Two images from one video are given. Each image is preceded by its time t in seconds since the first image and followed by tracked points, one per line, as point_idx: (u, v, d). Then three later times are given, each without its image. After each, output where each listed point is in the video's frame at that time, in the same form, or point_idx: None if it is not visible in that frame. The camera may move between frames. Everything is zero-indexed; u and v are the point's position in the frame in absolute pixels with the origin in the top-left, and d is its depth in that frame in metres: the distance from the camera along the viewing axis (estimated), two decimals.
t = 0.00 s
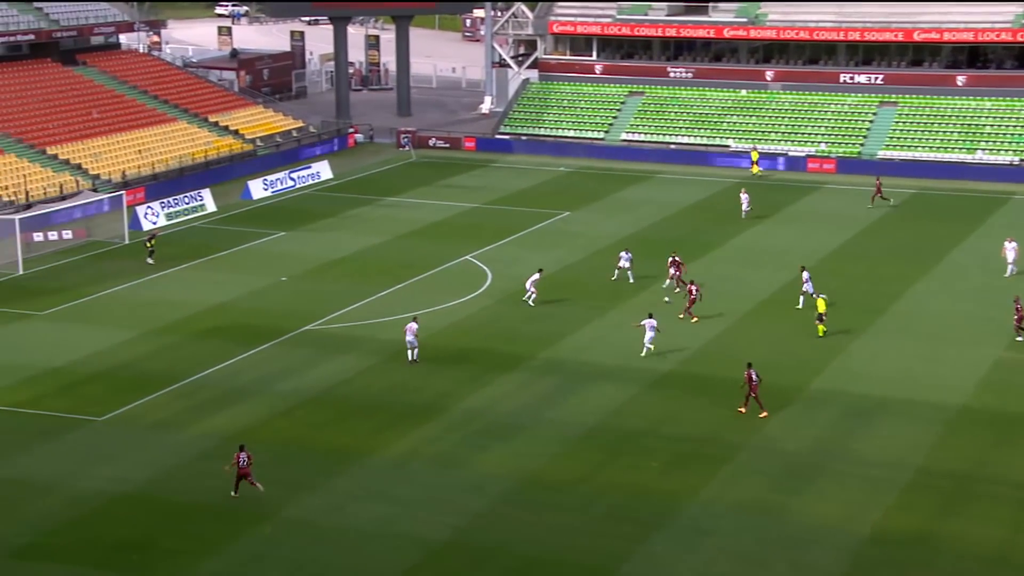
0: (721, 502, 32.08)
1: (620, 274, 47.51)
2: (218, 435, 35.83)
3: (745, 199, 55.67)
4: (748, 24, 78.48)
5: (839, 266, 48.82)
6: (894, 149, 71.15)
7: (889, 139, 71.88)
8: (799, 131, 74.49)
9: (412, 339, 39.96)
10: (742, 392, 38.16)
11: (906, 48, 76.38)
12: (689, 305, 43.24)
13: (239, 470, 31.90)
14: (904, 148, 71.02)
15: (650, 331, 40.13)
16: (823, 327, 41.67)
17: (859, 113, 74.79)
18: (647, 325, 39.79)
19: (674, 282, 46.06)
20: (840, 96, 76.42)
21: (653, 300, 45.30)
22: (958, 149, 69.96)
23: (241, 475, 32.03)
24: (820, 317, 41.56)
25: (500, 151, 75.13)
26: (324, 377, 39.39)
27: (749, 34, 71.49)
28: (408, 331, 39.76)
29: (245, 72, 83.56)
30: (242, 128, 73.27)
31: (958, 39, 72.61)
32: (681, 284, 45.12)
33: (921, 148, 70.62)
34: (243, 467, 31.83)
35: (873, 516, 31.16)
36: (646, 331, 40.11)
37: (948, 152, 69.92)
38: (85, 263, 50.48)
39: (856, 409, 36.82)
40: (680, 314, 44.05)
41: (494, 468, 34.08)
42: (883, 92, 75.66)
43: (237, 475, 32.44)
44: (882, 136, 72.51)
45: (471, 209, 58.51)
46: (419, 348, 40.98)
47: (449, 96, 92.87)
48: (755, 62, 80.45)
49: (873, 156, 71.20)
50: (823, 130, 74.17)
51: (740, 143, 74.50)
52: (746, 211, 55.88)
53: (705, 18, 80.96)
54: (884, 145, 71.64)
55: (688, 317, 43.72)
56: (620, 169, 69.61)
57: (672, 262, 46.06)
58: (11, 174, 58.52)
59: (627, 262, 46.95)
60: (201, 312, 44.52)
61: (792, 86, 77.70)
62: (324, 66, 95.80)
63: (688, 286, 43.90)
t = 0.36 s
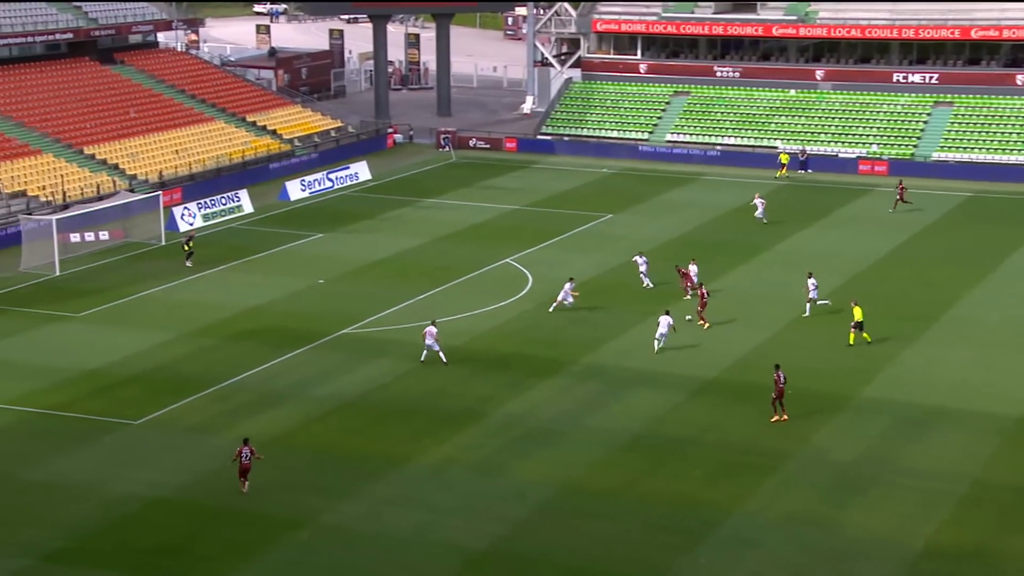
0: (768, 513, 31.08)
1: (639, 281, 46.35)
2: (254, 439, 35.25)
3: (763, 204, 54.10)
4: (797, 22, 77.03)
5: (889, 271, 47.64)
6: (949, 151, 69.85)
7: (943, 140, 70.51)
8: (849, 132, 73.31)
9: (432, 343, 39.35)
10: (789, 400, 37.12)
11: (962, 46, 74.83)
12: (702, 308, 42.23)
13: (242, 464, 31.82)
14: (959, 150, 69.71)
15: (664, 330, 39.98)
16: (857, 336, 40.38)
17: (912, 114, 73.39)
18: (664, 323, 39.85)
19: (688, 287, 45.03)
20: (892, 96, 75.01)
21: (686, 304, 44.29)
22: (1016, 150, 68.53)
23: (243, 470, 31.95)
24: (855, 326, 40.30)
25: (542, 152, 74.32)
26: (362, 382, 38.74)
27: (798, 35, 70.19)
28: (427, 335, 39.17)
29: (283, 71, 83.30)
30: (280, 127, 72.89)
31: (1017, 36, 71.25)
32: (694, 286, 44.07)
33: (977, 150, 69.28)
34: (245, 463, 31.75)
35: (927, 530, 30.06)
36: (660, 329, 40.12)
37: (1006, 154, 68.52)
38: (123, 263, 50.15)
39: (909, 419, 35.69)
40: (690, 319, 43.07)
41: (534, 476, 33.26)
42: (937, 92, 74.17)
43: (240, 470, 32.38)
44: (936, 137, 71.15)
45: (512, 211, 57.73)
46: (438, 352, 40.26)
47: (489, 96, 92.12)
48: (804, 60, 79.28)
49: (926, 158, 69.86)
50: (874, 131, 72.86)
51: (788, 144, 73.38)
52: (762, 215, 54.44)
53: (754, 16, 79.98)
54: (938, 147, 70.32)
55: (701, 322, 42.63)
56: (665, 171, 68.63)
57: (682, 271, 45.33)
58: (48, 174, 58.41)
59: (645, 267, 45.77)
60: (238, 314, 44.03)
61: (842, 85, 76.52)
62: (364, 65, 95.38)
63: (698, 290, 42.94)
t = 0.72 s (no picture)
0: (797, 521, 30.72)
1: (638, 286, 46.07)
2: (280, 444, 35.15)
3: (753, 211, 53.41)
4: (828, 26, 76.39)
5: (920, 276, 47.12)
6: (982, 155, 69.27)
7: (976, 144, 69.91)
8: (880, 136, 72.70)
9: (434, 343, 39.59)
10: (819, 406, 36.73)
11: (996, 49, 74.10)
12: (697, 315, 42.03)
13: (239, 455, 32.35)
14: (993, 154, 69.13)
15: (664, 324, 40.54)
16: (874, 343, 39.87)
17: (944, 117, 72.74)
18: (660, 320, 40.60)
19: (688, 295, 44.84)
20: (925, 100, 74.35)
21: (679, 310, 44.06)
22: None
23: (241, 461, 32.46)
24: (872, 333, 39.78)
25: (570, 155, 74.08)
26: (388, 386, 38.59)
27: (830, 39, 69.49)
28: (430, 336, 39.38)
29: (310, 74, 83.39)
30: (307, 131, 72.96)
31: None
32: (693, 292, 43.84)
33: (1011, 154, 68.67)
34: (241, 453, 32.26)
35: (959, 539, 29.63)
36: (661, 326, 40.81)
37: None
38: (150, 267, 50.25)
39: (939, 427, 35.23)
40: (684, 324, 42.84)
41: (561, 482, 33.01)
42: (970, 95, 73.53)
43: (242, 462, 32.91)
44: (969, 141, 70.55)
45: (539, 215, 57.51)
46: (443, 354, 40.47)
47: (516, 99, 91.90)
48: (835, 63, 78.65)
49: (959, 162, 69.32)
50: (906, 135, 72.24)
51: (818, 148, 72.94)
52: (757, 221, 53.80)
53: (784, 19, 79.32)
54: (972, 151, 69.74)
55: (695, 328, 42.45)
56: (693, 175, 68.27)
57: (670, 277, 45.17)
58: (76, 177, 58.65)
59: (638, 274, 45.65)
60: (265, 318, 43.98)
61: (873, 89, 75.93)
62: (391, 68, 95.44)
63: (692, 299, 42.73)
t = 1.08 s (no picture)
0: (815, 525, 30.49)
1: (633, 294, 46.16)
2: (296, 447, 35.09)
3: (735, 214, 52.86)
4: (847, 28, 75.64)
5: (940, 280, 46.83)
6: (1003, 158, 68.85)
7: (998, 147, 69.50)
8: (900, 139, 72.37)
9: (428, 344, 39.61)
10: (837, 411, 36.48)
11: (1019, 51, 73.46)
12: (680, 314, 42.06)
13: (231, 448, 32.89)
14: (1015, 157, 68.70)
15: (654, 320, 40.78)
16: (877, 347, 39.64)
17: (965, 120, 72.31)
18: (653, 316, 40.79)
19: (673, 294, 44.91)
20: (946, 102, 73.95)
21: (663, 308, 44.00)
22: None
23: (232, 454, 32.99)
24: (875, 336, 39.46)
25: (587, 158, 73.90)
26: (404, 389, 38.50)
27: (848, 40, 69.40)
28: (426, 335, 39.44)
29: (327, 76, 83.49)
30: (324, 133, 73.02)
31: None
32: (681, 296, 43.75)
33: None
34: (234, 446, 32.80)
35: (979, 545, 29.36)
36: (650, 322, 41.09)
37: None
38: (168, 269, 50.31)
39: (959, 432, 34.96)
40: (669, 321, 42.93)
41: (578, 486, 32.84)
42: (992, 98, 73.10)
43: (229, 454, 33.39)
44: (990, 144, 70.11)
45: (557, 218, 57.39)
46: (433, 350, 40.80)
47: (534, 102, 91.81)
48: (854, 65, 78.01)
49: (981, 166, 68.90)
50: (926, 138, 71.87)
51: (837, 151, 72.64)
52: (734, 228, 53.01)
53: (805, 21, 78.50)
54: (993, 154, 69.32)
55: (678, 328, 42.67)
56: (711, 178, 68.01)
57: (642, 275, 45.06)
58: (95, 179, 58.79)
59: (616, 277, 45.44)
60: (282, 321, 43.94)
61: (893, 91, 75.54)
62: (408, 70, 95.48)
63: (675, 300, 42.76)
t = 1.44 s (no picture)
0: (828, 530, 30.30)
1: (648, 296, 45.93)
2: (308, 450, 35.01)
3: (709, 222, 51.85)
4: (861, 29, 75.37)
5: (955, 283, 46.56)
6: (1019, 160, 68.44)
7: (1014, 149, 69.10)
8: (915, 141, 71.98)
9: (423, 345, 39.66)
10: (851, 414, 36.27)
11: None
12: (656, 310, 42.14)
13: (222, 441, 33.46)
14: None
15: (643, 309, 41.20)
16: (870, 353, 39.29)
17: (981, 122, 71.92)
18: (641, 308, 41.17)
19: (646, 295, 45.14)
20: (962, 104, 73.58)
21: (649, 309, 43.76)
22: None
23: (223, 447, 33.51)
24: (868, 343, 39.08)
25: (600, 160, 73.67)
26: (416, 392, 38.39)
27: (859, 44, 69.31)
28: (418, 338, 39.43)
29: (339, 78, 83.50)
30: (335, 135, 73.03)
31: None
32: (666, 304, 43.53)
33: None
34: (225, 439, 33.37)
35: (994, 550, 29.12)
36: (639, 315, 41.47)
37: None
38: (180, 271, 50.30)
39: (974, 436, 34.72)
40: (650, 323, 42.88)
41: (589, 489, 32.68)
42: (1008, 100, 72.72)
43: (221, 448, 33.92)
44: (1006, 146, 69.72)
45: (569, 220, 57.27)
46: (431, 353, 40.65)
47: (546, 104, 91.67)
48: (869, 67, 77.36)
49: (996, 168, 68.49)
50: (941, 140, 71.53)
51: (852, 153, 72.32)
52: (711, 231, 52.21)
53: (818, 24, 77.87)
54: (1008, 156, 68.92)
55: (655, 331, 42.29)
56: (724, 180, 67.72)
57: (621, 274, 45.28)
58: (107, 181, 58.84)
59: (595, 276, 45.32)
60: (293, 323, 43.88)
61: (908, 93, 75.29)
62: (420, 72, 95.48)
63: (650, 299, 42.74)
